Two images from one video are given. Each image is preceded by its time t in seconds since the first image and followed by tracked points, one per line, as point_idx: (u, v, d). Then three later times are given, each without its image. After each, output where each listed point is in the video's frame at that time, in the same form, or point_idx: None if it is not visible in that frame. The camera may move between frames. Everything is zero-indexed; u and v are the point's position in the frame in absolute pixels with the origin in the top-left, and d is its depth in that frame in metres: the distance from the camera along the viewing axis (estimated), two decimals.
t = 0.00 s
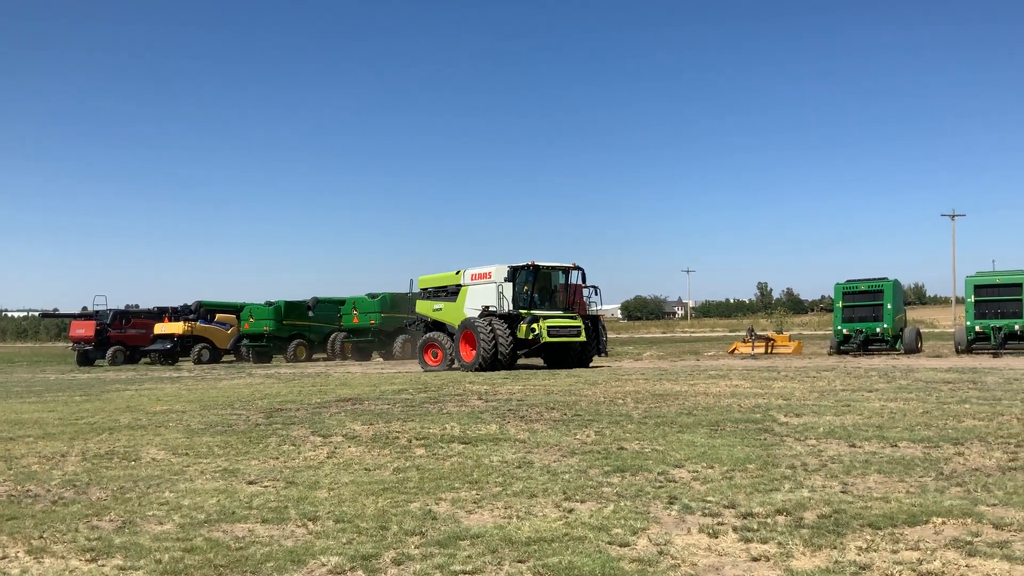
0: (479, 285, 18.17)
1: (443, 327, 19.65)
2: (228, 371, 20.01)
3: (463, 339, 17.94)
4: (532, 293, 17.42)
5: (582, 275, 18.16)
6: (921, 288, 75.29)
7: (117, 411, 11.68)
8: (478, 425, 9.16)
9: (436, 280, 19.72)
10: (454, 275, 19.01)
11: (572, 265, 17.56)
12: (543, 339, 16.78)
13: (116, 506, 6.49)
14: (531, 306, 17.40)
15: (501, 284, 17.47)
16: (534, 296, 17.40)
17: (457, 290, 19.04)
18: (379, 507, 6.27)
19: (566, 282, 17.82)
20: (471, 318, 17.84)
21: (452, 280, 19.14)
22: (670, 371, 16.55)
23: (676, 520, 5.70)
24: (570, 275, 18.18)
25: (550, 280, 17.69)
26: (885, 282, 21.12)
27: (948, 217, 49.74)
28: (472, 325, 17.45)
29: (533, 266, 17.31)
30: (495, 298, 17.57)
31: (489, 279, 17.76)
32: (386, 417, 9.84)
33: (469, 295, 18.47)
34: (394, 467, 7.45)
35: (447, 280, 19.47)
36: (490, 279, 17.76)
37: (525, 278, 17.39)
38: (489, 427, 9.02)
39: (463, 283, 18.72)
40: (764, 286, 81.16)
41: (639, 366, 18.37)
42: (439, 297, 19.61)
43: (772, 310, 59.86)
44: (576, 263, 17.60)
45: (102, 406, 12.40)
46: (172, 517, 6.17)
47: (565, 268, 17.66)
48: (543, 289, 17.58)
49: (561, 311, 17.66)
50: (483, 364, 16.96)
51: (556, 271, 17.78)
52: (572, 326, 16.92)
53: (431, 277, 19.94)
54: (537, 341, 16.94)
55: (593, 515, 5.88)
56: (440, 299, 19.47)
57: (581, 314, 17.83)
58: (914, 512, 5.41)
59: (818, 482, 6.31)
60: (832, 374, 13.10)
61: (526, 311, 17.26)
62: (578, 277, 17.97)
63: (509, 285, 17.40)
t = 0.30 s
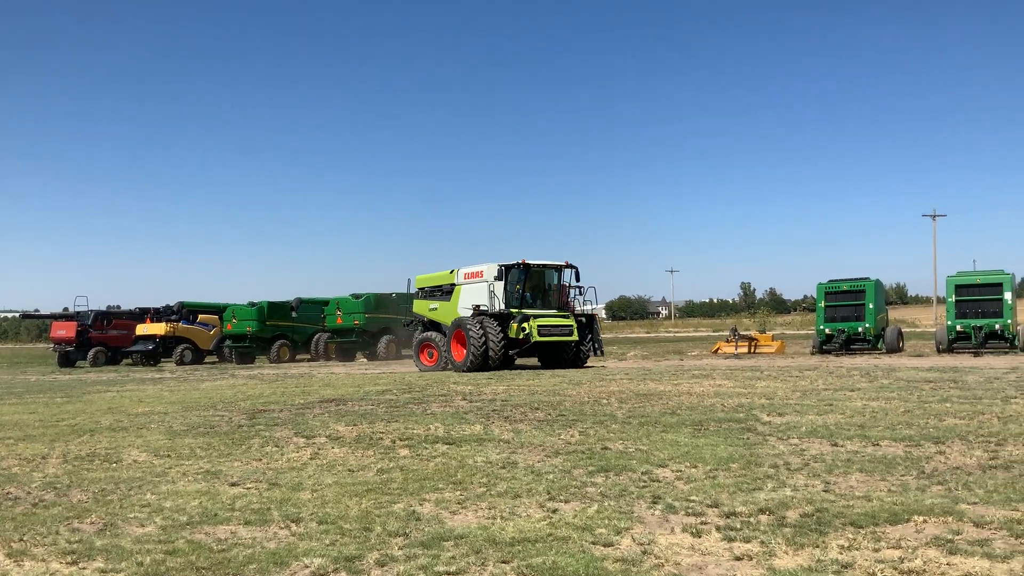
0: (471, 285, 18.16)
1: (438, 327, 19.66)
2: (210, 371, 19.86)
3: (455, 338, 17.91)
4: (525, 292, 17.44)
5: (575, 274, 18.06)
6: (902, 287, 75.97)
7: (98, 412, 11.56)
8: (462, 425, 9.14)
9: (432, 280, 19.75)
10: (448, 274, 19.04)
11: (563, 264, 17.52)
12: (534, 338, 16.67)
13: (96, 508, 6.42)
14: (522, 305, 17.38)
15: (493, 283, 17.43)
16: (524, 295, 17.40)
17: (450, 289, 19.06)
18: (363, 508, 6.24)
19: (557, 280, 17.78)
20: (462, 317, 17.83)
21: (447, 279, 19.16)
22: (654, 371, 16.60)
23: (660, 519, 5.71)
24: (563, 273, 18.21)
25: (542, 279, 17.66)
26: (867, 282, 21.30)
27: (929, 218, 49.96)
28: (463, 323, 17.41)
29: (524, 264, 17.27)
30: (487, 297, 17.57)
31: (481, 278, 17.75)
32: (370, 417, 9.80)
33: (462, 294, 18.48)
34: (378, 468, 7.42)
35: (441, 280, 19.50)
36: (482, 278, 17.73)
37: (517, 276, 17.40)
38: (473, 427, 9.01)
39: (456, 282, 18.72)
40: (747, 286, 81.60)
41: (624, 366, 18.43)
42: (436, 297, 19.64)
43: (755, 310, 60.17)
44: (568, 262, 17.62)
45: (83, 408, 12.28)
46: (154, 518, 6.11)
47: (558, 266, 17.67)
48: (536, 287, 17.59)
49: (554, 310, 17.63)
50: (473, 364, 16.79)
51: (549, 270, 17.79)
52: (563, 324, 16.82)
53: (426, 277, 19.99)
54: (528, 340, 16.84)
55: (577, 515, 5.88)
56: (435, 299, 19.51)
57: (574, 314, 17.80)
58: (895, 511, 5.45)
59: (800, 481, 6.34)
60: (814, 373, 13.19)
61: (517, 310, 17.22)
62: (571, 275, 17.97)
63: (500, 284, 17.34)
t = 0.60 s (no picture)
0: (461, 282, 18.15)
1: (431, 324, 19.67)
2: (191, 370, 19.68)
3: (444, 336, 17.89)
4: (514, 289, 17.36)
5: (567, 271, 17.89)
6: (882, 284, 76.68)
7: (76, 412, 11.41)
8: (444, 424, 9.12)
9: (425, 277, 19.80)
10: (440, 272, 19.06)
11: (553, 261, 17.37)
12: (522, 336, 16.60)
13: (74, 508, 6.34)
14: (511, 303, 17.31)
15: (481, 281, 17.38)
16: (513, 293, 17.31)
17: (442, 287, 19.07)
18: (344, 507, 6.20)
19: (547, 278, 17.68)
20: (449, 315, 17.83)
21: (439, 276, 19.18)
22: (636, 368, 16.64)
23: (641, 517, 5.72)
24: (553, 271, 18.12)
25: (531, 277, 17.56)
26: (846, 280, 21.50)
27: (908, 216, 50.45)
28: (451, 321, 17.38)
29: (512, 262, 17.16)
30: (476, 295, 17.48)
31: (471, 275, 17.71)
32: (351, 416, 9.76)
33: (454, 291, 18.48)
34: (359, 466, 7.38)
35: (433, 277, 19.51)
36: (471, 275, 17.70)
37: (507, 274, 17.31)
38: (455, 425, 8.99)
39: (447, 279, 18.72)
40: (729, 283, 82.02)
41: (606, 363, 18.47)
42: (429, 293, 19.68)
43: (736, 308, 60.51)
44: (558, 259, 17.52)
45: (61, 407, 12.13)
46: (132, 519, 6.04)
47: (548, 263, 17.57)
48: (526, 285, 17.50)
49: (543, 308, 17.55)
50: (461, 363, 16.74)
51: (539, 268, 17.71)
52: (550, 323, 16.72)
53: (420, 274, 20.03)
54: (515, 338, 16.78)
55: (558, 512, 5.88)
56: (428, 297, 19.54)
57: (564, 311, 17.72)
58: (874, 507, 5.49)
59: (780, 477, 6.38)
60: (794, 370, 13.28)
61: (505, 308, 17.13)
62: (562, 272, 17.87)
63: (488, 281, 17.28)
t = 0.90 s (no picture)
0: (453, 278, 18.19)
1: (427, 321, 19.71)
2: (173, 368, 19.52)
3: (434, 334, 17.82)
4: (505, 286, 17.31)
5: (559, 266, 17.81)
6: (864, 283, 77.30)
7: (57, 410, 11.29)
8: (428, 422, 9.10)
9: (419, 274, 19.85)
10: (434, 268, 19.12)
11: (544, 257, 17.31)
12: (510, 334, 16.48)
13: (55, 507, 6.27)
14: (502, 300, 17.23)
15: (472, 277, 17.38)
16: (503, 290, 17.24)
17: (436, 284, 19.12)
18: (327, 505, 6.18)
19: (537, 274, 17.61)
20: (439, 313, 17.81)
21: (432, 273, 19.23)
22: (620, 365, 16.68)
23: (624, 514, 5.73)
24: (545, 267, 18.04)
25: (522, 273, 17.53)
26: (828, 278, 21.67)
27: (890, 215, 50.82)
28: (441, 319, 17.29)
29: (501, 258, 17.10)
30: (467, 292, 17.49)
31: (462, 272, 17.73)
32: (335, 414, 9.72)
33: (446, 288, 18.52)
34: (342, 465, 7.35)
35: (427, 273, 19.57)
36: (462, 272, 17.72)
37: (497, 270, 17.27)
38: (439, 423, 8.98)
39: (440, 276, 18.75)
40: (713, 280, 82.45)
41: (590, 361, 18.51)
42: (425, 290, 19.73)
43: (720, 306, 60.80)
44: (549, 255, 17.42)
45: (42, 405, 12.00)
46: (114, 518, 5.98)
47: (539, 260, 17.49)
48: (517, 281, 17.46)
49: (535, 305, 17.43)
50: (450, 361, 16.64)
51: (531, 264, 17.62)
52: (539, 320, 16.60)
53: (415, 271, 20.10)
54: (505, 336, 16.65)
55: (542, 510, 5.88)
56: (423, 293, 19.60)
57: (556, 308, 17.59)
58: (855, 503, 5.53)
59: (763, 474, 6.42)
60: (777, 367, 13.36)
61: (495, 306, 17.03)
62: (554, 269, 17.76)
63: (478, 277, 17.27)
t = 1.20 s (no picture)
0: (450, 277, 18.26)
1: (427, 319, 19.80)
2: (161, 367, 19.40)
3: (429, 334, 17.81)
4: (499, 283, 17.24)
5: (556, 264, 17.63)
6: (852, 283, 77.69)
7: (43, 409, 11.21)
8: (417, 421, 9.08)
9: (421, 273, 20.04)
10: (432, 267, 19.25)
11: (538, 254, 17.19)
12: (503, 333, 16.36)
13: (41, 506, 6.22)
14: (496, 298, 17.16)
15: (466, 275, 17.35)
16: (497, 289, 17.17)
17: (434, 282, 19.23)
18: (315, 504, 6.16)
19: (533, 271, 17.48)
20: (433, 312, 17.83)
21: (431, 271, 19.36)
22: (609, 365, 16.68)
23: (613, 513, 5.74)
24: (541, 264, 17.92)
25: (517, 270, 17.43)
26: (817, 278, 21.77)
27: (878, 215, 50.95)
28: (435, 318, 17.27)
29: (494, 255, 17.03)
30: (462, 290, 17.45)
31: (457, 270, 17.73)
32: (324, 413, 9.68)
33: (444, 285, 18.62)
34: (331, 464, 7.33)
35: (427, 272, 19.74)
36: (458, 270, 17.73)
37: (491, 267, 17.22)
38: (428, 422, 8.95)
39: (440, 273, 18.86)
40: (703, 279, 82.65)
41: (580, 360, 18.52)
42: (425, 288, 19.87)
43: (709, 305, 60.96)
44: (544, 251, 17.31)
45: (28, 404, 11.91)
46: (100, 517, 5.94)
47: (534, 256, 17.40)
48: (512, 278, 17.36)
49: (530, 302, 17.31)
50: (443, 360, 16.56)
51: (526, 261, 17.52)
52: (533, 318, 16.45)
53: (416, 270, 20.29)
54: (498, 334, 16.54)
55: (530, 509, 5.88)
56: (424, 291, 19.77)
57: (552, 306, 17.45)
58: (843, 503, 5.55)
59: (751, 473, 6.43)
60: (766, 367, 13.39)
61: (488, 304, 16.94)
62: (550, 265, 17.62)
63: (473, 276, 17.23)
